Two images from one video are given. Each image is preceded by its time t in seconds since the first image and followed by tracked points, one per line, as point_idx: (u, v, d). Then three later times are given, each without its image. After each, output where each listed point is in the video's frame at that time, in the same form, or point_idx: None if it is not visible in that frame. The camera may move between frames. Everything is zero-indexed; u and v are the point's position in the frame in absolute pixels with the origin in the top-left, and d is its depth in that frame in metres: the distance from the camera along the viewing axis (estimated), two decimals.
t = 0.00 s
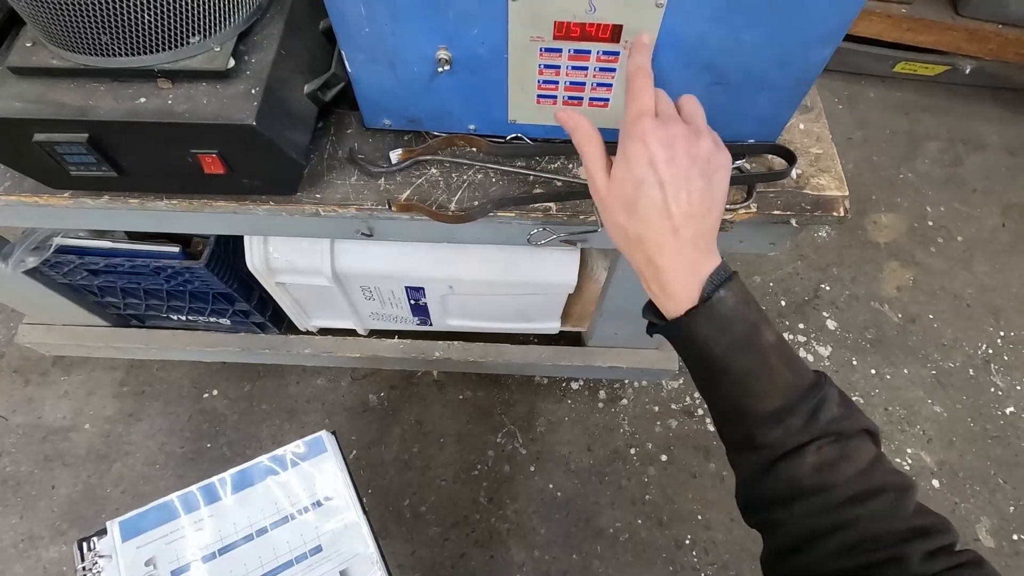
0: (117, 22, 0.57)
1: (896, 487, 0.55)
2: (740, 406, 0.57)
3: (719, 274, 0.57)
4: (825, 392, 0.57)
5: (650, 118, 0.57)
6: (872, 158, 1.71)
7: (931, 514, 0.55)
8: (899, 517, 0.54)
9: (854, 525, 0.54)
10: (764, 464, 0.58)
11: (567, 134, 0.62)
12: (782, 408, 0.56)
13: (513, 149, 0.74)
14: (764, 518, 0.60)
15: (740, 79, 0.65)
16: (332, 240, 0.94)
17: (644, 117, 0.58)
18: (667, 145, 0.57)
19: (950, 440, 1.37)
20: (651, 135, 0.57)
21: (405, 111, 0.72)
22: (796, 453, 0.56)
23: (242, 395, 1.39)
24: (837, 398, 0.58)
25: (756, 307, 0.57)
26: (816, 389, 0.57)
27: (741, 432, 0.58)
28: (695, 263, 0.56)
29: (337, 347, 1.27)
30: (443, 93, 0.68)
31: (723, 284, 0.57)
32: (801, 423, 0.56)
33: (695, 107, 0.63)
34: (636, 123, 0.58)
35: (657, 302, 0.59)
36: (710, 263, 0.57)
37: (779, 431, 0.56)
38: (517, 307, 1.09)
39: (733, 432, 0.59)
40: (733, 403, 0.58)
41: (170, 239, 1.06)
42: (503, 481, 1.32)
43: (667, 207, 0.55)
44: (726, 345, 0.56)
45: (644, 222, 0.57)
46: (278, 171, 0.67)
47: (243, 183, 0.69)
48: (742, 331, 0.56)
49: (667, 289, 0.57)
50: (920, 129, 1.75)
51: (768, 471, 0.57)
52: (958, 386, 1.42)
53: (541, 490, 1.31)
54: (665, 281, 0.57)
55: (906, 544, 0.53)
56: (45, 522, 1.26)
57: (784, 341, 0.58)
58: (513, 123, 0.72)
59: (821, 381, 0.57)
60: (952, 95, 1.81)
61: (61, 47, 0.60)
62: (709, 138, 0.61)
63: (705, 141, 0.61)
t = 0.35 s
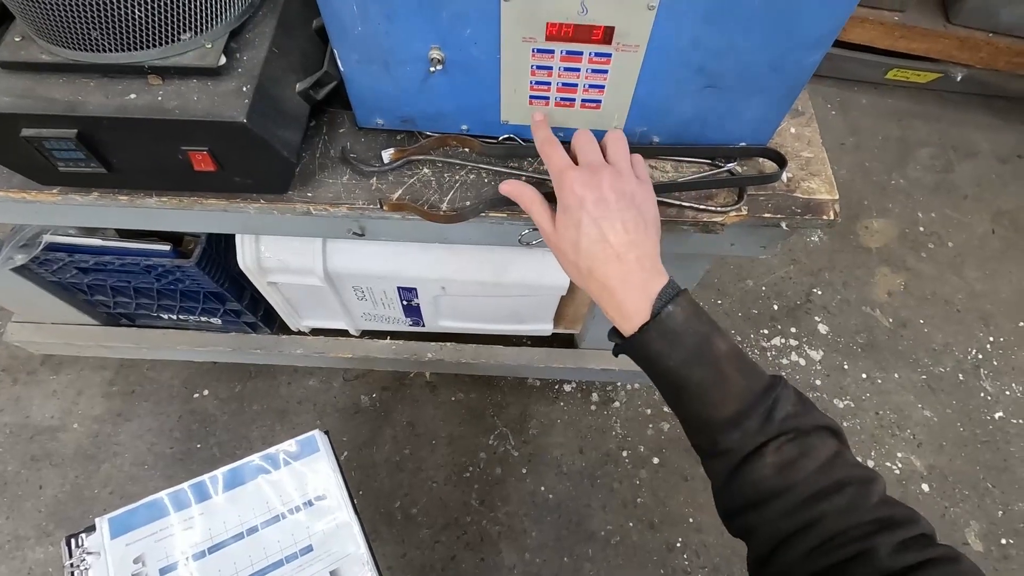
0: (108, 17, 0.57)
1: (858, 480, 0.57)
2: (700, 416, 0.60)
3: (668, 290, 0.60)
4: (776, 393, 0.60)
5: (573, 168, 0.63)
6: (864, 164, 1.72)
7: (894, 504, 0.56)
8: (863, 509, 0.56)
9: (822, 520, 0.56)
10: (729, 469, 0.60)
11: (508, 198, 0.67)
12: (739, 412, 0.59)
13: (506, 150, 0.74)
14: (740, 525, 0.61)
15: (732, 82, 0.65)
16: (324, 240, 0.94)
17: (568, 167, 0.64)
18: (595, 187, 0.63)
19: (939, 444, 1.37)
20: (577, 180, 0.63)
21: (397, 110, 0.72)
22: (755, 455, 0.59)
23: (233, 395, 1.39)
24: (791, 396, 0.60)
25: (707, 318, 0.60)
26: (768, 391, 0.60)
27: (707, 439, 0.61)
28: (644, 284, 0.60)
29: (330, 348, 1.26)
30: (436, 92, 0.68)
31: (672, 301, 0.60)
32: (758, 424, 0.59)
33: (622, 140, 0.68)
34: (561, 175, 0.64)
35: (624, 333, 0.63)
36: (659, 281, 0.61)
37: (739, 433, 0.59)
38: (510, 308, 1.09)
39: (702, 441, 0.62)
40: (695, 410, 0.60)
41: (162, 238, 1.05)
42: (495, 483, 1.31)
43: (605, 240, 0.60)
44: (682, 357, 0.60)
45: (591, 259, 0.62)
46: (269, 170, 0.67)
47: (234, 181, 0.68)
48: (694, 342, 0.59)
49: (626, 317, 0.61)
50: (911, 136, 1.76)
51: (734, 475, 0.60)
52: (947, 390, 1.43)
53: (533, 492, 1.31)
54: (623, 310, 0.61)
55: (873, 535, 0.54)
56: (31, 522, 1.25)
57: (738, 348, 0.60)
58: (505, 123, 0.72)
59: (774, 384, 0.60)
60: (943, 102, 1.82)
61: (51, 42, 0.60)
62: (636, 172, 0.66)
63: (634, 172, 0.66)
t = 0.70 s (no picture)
0: (114, 15, 0.57)
1: (848, 469, 0.57)
2: (692, 404, 0.61)
3: (661, 284, 0.62)
4: (767, 382, 0.60)
5: (568, 171, 0.65)
6: (860, 168, 1.73)
7: (884, 493, 0.57)
8: (852, 497, 0.56)
9: (811, 509, 0.56)
10: (721, 458, 0.61)
11: (506, 199, 0.68)
12: (731, 402, 0.60)
13: (508, 151, 0.75)
14: (732, 513, 0.62)
15: (733, 85, 0.65)
16: (324, 240, 0.94)
17: (563, 170, 0.66)
18: (589, 189, 0.65)
19: (933, 447, 1.38)
20: (572, 183, 0.65)
21: (400, 110, 0.72)
22: (746, 443, 0.59)
23: (230, 395, 1.38)
24: (783, 385, 0.60)
25: (699, 311, 0.62)
26: (759, 380, 0.60)
27: (699, 429, 0.62)
28: (638, 280, 0.62)
29: (328, 348, 1.26)
30: (438, 93, 0.69)
31: (665, 294, 0.62)
32: (749, 412, 0.59)
33: (617, 144, 0.69)
34: (557, 178, 0.66)
35: (619, 328, 0.65)
36: (653, 278, 0.62)
37: (730, 421, 0.59)
38: (508, 309, 1.09)
39: (694, 430, 0.62)
40: (686, 400, 0.62)
41: (161, 236, 1.05)
42: (492, 484, 1.31)
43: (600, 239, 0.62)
44: (674, 348, 0.61)
45: (587, 257, 0.64)
46: (272, 168, 0.67)
47: (236, 179, 0.69)
48: (685, 333, 0.61)
49: (622, 313, 0.63)
50: (907, 141, 1.78)
51: (725, 464, 0.60)
52: (941, 394, 1.44)
53: (530, 493, 1.31)
54: (618, 306, 0.63)
55: (862, 523, 0.54)
56: (25, 521, 1.24)
57: (729, 339, 0.62)
58: (507, 124, 0.73)
59: (765, 374, 0.61)
60: (939, 108, 1.84)
61: (56, 39, 0.60)
62: (629, 174, 0.68)
63: (628, 175, 0.68)
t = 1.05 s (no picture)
0: (113, 15, 0.57)
1: (838, 465, 0.58)
2: (685, 399, 0.62)
3: (655, 281, 0.62)
4: (760, 379, 0.60)
5: (565, 168, 0.66)
6: (855, 173, 1.74)
7: (874, 490, 0.57)
8: (841, 493, 0.56)
9: (801, 505, 0.56)
10: (712, 454, 0.61)
11: (504, 196, 0.68)
12: (723, 398, 0.60)
13: (505, 154, 0.75)
14: (723, 509, 0.62)
15: (729, 90, 0.66)
16: (321, 241, 0.94)
17: (561, 168, 0.66)
18: (585, 186, 0.65)
19: (927, 451, 1.39)
20: (569, 180, 0.65)
21: (397, 112, 0.72)
22: (738, 438, 0.59)
23: (225, 395, 1.38)
24: (775, 382, 0.61)
25: (693, 309, 0.62)
26: (751, 376, 0.61)
27: (692, 425, 0.62)
28: (633, 276, 0.62)
29: (324, 349, 1.26)
30: (436, 96, 0.69)
31: (660, 291, 0.62)
32: (741, 408, 0.60)
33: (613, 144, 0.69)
34: (555, 175, 0.66)
35: (614, 324, 0.65)
36: (647, 274, 0.63)
37: (722, 417, 0.60)
38: (505, 311, 1.10)
39: (687, 426, 0.63)
40: (680, 396, 0.62)
41: (157, 236, 1.05)
42: (487, 487, 1.31)
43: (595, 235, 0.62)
44: (668, 344, 0.61)
45: (582, 253, 0.64)
46: (269, 170, 0.67)
47: (233, 180, 0.69)
48: (679, 329, 0.61)
49: (616, 309, 0.63)
50: (902, 146, 1.78)
51: (716, 460, 0.60)
52: (935, 398, 1.45)
53: (525, 495, 1.31)
54: (613, 301, 0.63)
55: (851, 520, 0.54)
56: (17, 522, 1.24)
57: (723, 336, 0.62)
58: (504, 127, 0.73)
59: (758, 371, 0.61)
60: (934, 114, 1.85)
61: (54, 39, 0.60)
62: (626, 172, 0.68)
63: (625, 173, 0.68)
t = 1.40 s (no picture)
0: (113, 14, 0.57)
1: (837, 465, 0.58)
2: (684, 399, 0.62)
3: (655, 280, 0.62)
4: (759, 378, 0.60)
5: (565, 167, 0.66)
6: (853, 176, 1.74)
7: (873, 490, 0.57)
8: (840, 493, 0.56)
9: (799, 504, 0.56)
10: (711, 453, 0.61)
11: (504, 194, 0.68)
12: (722, 397, 0.60)
13: (505, 155, 0.75)
14: (722, 509, 0.62)
15: (729, 92, 0.66)
16: (320, 242, 0.94)
17: (561, 166, 0.66)
18: (585, 185, 0.65)
19: (924, 454, 1.39)
20: (569, 179, 0.65)
21: (397, 113, 0.72)
22: (737, 438, 0.59)
23: (222, 396, 1.38)
24: (774, 382, 0.61)
25: (692, 308, 0.62)
26: (750, 375, 0.61)
27: (691, 425, 0.62)
28: (632, 275, 0.62)
29: (322, 350, 1.26)
30: (436, 97, 0.69)
31: (659, 290, 0.62)
32: (739, 408, 0.60)
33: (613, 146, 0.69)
34: (555, 174, 0.66)
35: (613, 323, 0.65)
36: (647, 273, 0.63)
37: (721, 417, 0.60)
38: (504, 313, 1.09)
39: (687, 426, 0.63)
40: (679, 395, 0.62)
41: (155, 236, 1.04)
42: (485, 488, 1.31)
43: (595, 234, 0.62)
44: (667, 344, 0.61)
45: (582, 252, 0.64)
46: (268, 170, 0.67)
47: (232, 180, 0.68)
48: (678, 328, 0.61)
49: (616, 307, 0.63)
50: (899, 150, 1.79)
51: (715, 459, 0.60)
52: (932, 401, 1.45)
53: (522, 497, 1.31)
54: (613, 300, 0.63)
55: (850, 520, 0.54)
56: (12, 523, 1.23)
57: (722, 336, 0.62)
58: (504, 129, 0.73)
59: (757, 370, 0.61)
60: (931, 118, 1.85)
61: (53, 38, 0.60)
62: (626, 171, 0.68)
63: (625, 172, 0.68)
